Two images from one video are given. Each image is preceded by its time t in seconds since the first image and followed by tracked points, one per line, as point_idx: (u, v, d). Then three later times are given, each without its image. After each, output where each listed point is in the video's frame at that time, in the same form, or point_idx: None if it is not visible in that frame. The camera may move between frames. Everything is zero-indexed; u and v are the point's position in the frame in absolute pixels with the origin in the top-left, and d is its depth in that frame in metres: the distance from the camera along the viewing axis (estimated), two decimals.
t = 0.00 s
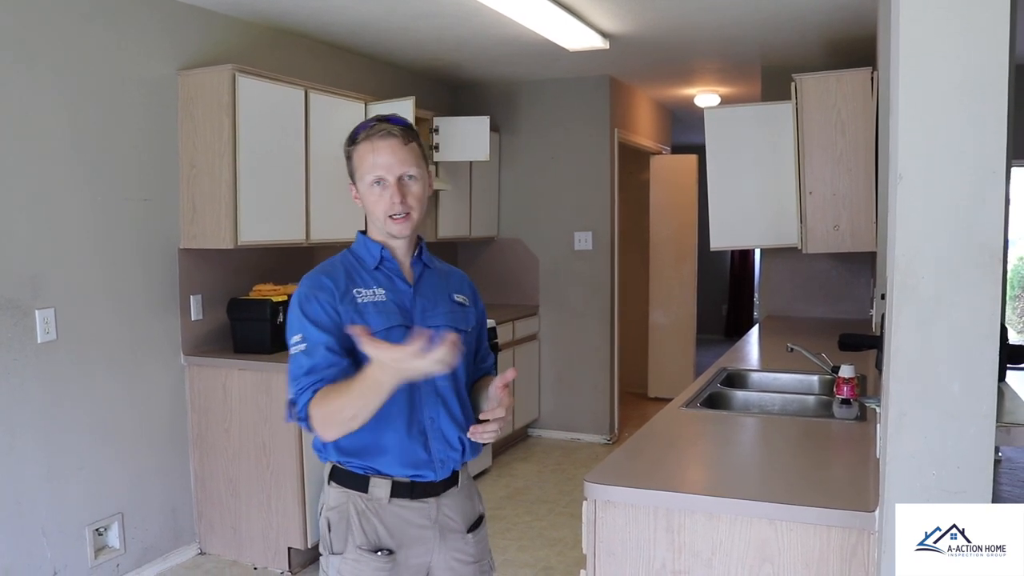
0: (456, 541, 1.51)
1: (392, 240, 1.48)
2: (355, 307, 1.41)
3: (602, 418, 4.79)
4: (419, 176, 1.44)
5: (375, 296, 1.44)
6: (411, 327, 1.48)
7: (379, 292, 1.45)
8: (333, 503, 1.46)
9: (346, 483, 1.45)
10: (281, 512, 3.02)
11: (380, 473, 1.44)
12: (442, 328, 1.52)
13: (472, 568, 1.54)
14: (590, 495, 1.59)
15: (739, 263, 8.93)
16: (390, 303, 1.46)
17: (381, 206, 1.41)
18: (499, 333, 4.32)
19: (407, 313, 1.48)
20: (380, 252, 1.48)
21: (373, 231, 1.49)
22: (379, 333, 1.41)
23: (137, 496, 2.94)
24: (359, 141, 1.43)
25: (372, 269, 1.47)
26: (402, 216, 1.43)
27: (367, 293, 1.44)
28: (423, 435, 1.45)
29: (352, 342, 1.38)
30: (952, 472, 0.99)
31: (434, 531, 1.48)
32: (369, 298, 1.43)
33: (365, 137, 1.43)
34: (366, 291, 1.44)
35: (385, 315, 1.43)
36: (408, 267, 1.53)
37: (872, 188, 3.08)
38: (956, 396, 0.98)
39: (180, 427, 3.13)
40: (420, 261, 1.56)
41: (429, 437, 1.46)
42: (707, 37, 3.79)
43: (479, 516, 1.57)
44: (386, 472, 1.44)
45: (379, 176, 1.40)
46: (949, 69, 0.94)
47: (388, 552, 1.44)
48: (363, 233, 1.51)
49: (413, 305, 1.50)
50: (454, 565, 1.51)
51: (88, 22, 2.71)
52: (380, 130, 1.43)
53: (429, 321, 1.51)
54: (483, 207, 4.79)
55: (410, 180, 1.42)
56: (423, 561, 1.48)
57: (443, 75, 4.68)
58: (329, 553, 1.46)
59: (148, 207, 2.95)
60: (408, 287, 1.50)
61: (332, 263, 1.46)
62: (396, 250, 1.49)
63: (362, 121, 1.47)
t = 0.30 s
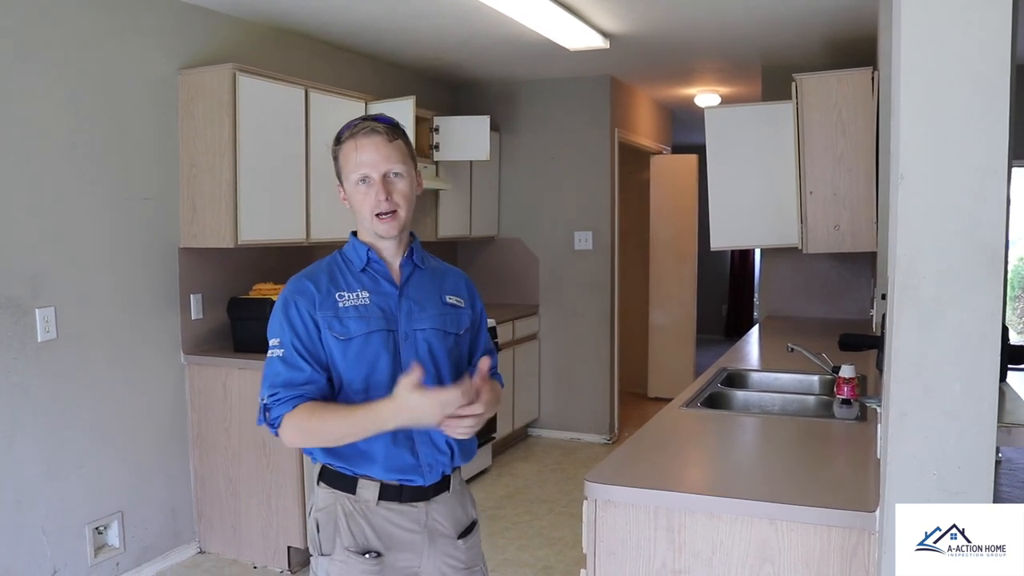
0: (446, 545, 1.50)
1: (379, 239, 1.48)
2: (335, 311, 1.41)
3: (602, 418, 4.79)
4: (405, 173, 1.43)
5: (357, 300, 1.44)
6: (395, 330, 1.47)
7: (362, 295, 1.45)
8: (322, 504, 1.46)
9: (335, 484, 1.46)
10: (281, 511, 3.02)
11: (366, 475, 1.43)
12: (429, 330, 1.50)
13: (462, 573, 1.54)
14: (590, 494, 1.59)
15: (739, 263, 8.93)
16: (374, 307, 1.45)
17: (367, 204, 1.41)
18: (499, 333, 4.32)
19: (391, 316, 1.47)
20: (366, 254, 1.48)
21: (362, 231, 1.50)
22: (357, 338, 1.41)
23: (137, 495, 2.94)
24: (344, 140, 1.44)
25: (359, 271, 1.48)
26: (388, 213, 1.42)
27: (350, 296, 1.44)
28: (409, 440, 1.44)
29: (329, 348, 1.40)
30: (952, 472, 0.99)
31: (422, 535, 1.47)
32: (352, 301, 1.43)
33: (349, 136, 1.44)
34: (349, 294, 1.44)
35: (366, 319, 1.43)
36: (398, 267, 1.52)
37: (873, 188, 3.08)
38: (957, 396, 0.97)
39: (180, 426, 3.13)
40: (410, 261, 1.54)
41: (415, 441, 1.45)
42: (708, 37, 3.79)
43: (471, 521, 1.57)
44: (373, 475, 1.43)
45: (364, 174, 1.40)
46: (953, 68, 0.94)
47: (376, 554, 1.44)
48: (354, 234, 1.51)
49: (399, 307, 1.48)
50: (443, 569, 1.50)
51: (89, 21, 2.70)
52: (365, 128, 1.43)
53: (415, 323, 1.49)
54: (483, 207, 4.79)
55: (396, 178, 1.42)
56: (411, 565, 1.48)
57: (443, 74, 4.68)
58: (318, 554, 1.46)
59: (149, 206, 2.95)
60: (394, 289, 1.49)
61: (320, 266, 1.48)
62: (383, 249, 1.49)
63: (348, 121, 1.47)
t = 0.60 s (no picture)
0: (443, 545, 1.49)
1: (377, 235, 1.48)
2: (327, 310, 1.43)
3: (603, 418, 4.79)
4: (415, 174, 1.43)
5: (351, 299, 1.45)
6: (388, 330, 1.46)
7: (356, 295, 1.46)
8: (320, 498, 1.48)
9: (333, 479, 1.47)
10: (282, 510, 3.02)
11: (362, 472, 1.44)
12: (424, 330, 1.49)
13: None
14: (591, 494, 1.59)
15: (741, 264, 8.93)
16: (367, 306, 1.46)
17: (371, 197, 1.41)
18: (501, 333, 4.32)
19: (384, 316, 1.47)
20: (364, 253, 1.49)
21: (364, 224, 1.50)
22: (348, 337, 1.42)
23: (138, 493, 2.95)
24: (361, 131, 1.44)
25: (356, 270, 1.49)
26: (389, 210, 1.42)
27: (344, 296, 1.45)
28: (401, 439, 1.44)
29: (320, 346, 1.42)
30: (954, 473, 0.99)
31: (417, 534, 1.47)
32: (345, 301, 1.45)
33: (368, 128, 1.44)
34: (343, 294, 1.45)
35: (357, 319, 1.44)
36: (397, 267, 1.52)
37: (875, 189, 3.08)
38: (960, 397, 0.97)
39: (182, 424, 3.13)
40: (410, 259, 1.52)
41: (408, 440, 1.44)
42: (711, 37, 3.79)
43: (472, 522, 1.55)
44: (369, 472, 1.44)
45: (373, 167, 1.41)
46: (958, 69, 0.94)
47: (370, 550, 1.44)
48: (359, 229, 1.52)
49: (395, 306, 1.48)
50: (440, 569, 1.49)
51: (92, 20, 2.71)
52: (383, 123, 1.43)
53: (410, 322, 1.48)
54: (485, 207, 4.80)
55: (404, 176, 1.41)
56: (406, 563, 1.47)
57: (446, 74, 4.68)
58: (315, 547, 1.47)
59: (151, 204, 2.96)
60: (390, 288, 1.49)
61: (320, 263, 1.50)
62: (381, 246, 1.49)
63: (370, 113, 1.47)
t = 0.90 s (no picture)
0: (444, 544, 1.48)
1: (384, 237, 1.48)
2: (329, 310, 1.46)
3: (604, 419, 4.79)
4: (425, 179, 1.42)
5: (352, 298, 1.47)
6: (387, 328, 1.46)
7: (358, 294, 1.47)
8: (326, 493, 1.51)
9: (338, 475, 1.49)
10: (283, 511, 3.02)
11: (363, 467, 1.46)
12: (423, 329, 1.47)
13: None
14: (592, 495, 1.59)
15: (742, 265, 8.93)
16: (367, 305, 1.47)
17: (379, 199, 1.41)
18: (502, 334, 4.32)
19: (384, 314, 1.47)
20: (369, 253, 1.50)
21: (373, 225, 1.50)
22: (347, 334, 1.44)
23: (139, 493, 2.95)
24: (377, 132, 1.44)
25: (360, 269, 1.50)
26: (395, 214, 1.42)
27: (347, 295, 1.47)
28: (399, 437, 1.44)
29: (322, 344, 1.46)
30: (956, 474, 0.99)
31: (418, 531, 1.47)
32: (347, 300, 1.47)
33: (384, 130, 1.44)
34: (346, 293, 1.47)
35: (357, 318, 1.45)
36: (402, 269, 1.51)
37: (876, 190, 3.08)
38: (960, 399, 0.97)
39: (183, 425, 3.13)
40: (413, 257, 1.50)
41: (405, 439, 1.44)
42: (712, 38, 3.78)
43: (477, 523, 1.54)
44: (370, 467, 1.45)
45: (385, 170, 1.41)
46: (959, 71, 0.94)
47: (370, 545, 1.45)
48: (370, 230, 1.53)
49: (395, 305, 1.47)
50: (440, 568, 1.48)
51: (95, 21, 2.72)
52: (400, 126, 1.43)
53: (409, 321, 1.47)
54: (487, 207, 4.80)
55: (414, 182, 1.41)
56: (407, 560, 1.47)
57: (447, 74, 4.69)
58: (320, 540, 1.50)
59: (152, 205, 2.96)
60: (391, 287, 1.49)
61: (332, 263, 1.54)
62: (387, 248, 1.49)
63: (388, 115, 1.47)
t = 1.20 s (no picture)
0: (445, 543, 1.48)
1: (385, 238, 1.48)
2: (336, 309, 1.48)
3: (604, 420, 4.79)
4: (416, 181, 1.40)
5: (358, 298, 1.48)
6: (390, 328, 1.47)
7: (364, 294, 1.48)
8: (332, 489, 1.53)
9: (343, 472, 1.51)
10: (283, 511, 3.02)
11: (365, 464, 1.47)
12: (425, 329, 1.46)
13: None
14: (592, 496, 1.59)
15: (742, 266, 8.93)
16: (372, 305, 1.48)
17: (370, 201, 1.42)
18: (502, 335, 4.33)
19: (387, 314, 1.47)
20: (375, 253, 1.50)
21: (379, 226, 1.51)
22: (350, 333, 1.45)
23: (139, 494, 2.95)
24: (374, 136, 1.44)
25: (367, 269, 1.51)
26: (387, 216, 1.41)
27: (353, 294, 1.49)
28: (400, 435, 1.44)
29: (327, 342, 1.47)
30: (956, 475, 0.99)
31: (419, 529, 1.47)
32: (353, 299, 1.48)
33: (381, 133, 1.44)
34: (352, 293, 1.49)
35: (360, 317, 1.46)
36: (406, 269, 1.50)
37: (876, 192, 3.08)
38: (960, 399, 0.97)
39: (183, 426, 3.13)
40: (417, 258, 1.50)
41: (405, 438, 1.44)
42: (712, 39, 3.79)
43: (480, 523, 1.53)
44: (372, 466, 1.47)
45: (375, 173, 1.41)
46: (959, 72, 0.94)
47: (371, 542, 1.46)
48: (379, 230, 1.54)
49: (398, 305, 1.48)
50: (441, 567, 1.48)
51: (94, 21, 2.72)
52: (393, 129, 1.42)
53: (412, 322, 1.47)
54: (487, 208, 4.80)
55: (403, 184, 1.39)
56: (408, 558, 1.48)
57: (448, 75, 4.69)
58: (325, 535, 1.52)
59: (152, 206, 2.96)
60: (395, 288, 1.49)
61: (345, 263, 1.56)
62: (390, 249, 1.49)
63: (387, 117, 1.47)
